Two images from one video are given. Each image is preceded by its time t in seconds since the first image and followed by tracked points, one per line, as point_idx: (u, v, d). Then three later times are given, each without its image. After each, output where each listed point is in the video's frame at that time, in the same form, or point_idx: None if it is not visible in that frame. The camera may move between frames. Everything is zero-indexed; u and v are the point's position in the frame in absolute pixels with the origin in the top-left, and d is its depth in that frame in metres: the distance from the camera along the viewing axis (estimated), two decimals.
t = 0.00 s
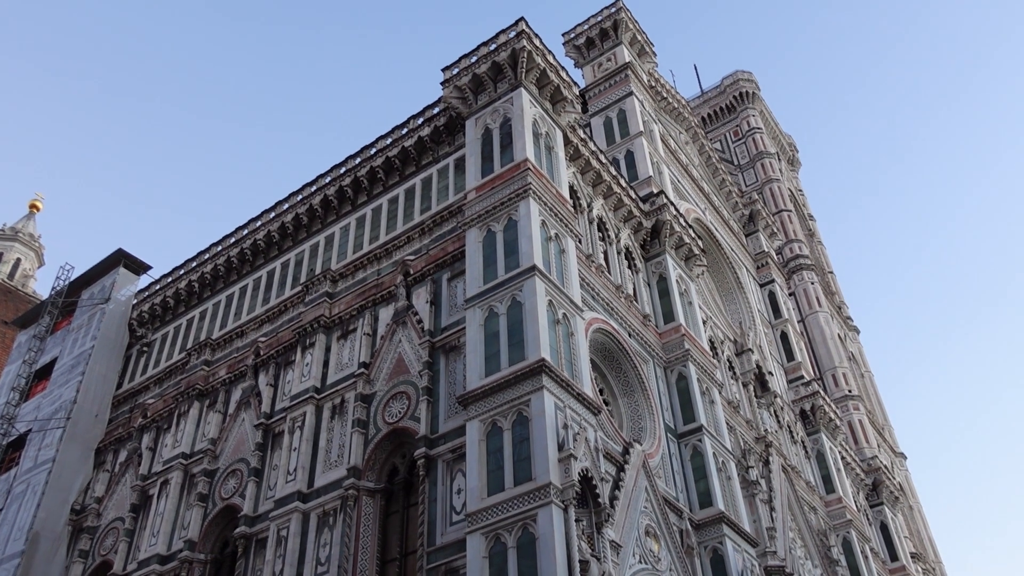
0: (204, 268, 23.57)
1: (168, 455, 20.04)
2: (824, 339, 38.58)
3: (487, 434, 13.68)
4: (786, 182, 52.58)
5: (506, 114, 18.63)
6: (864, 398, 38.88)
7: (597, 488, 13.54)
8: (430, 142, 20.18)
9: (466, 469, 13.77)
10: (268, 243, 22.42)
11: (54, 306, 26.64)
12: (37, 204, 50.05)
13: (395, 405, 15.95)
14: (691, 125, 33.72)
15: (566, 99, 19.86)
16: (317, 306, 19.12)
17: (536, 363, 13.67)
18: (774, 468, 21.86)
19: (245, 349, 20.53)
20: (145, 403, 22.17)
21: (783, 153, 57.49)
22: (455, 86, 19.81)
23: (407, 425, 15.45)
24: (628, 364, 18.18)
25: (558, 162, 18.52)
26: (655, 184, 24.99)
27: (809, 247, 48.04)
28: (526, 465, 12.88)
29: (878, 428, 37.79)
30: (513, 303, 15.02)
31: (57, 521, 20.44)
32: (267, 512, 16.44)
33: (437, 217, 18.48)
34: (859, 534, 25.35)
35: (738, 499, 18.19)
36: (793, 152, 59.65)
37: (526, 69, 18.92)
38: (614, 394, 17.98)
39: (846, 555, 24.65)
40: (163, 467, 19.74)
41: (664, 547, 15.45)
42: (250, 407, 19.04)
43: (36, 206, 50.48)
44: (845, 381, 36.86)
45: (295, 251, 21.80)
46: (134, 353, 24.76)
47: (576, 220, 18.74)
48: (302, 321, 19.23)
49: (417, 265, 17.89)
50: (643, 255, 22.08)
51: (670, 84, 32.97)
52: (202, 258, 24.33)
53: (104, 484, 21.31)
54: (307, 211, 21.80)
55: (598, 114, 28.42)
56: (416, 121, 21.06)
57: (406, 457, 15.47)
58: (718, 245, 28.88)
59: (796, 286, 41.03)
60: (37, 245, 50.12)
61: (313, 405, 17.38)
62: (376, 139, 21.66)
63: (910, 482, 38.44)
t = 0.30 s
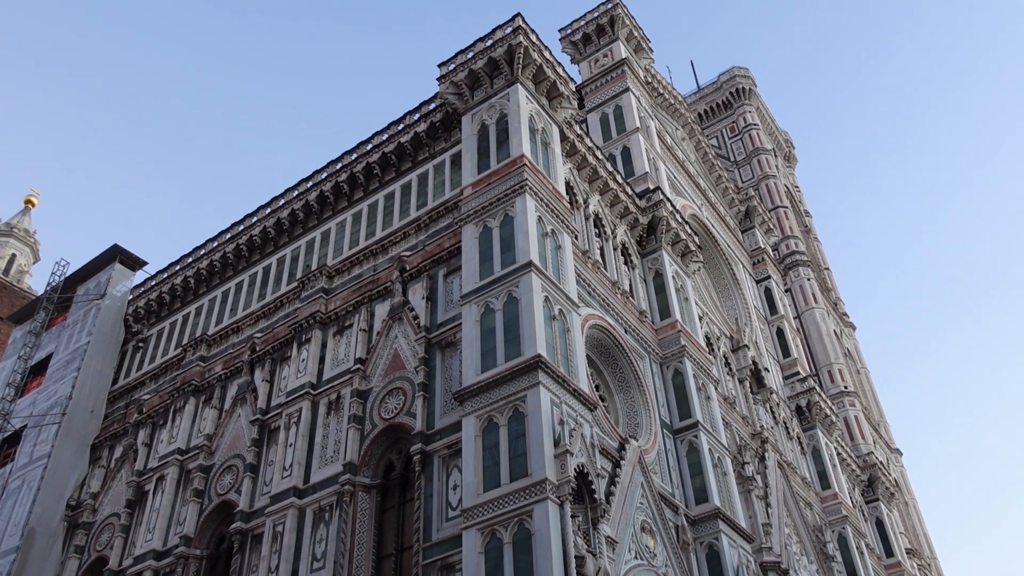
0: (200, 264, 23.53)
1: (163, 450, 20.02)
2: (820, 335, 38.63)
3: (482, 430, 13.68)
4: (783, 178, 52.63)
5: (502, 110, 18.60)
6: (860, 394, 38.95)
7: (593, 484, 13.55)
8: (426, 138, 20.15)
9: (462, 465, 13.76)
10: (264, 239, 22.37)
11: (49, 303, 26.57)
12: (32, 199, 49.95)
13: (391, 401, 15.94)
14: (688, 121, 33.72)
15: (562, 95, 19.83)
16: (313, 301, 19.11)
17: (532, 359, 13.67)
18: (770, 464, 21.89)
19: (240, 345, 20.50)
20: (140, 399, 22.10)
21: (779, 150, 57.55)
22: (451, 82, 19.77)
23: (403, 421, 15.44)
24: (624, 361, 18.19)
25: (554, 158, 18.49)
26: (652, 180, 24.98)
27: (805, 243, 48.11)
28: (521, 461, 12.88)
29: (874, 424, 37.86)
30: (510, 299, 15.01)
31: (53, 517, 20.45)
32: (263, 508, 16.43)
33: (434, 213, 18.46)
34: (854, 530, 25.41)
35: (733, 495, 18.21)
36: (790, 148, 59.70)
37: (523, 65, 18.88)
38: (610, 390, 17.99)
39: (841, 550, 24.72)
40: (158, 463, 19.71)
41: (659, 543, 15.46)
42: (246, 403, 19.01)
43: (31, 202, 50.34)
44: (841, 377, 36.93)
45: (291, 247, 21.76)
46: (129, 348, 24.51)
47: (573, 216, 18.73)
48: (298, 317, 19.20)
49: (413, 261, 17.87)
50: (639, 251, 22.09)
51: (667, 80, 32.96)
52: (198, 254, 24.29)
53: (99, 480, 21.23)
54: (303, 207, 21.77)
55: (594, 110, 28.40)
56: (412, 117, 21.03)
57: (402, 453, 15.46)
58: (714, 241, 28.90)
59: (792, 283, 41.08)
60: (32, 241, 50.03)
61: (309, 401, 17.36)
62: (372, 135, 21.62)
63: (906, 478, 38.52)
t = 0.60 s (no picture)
0: (194, 257, 23.46)
1: (158, 444, 20.00)
2: (814, 329, 38.71)
3: (477, 423, 13.69)
4: (778, 172, 52.67)
5: (497, 103, 18.58)
6: (854, 387, 39.06)
7: (588, 477, 13.58)
8: (421, 131, 20.11)
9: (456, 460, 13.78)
10: (258, 232, 22.32)
11: (43, 296, 26.50)
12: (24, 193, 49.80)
13: (386, 394, 15.94)
14: (683, 114, 33.69)
15: (557, 88, 19.81)
16: (307, 295, 19.08)
17: (527, 353, 13.68)
18: (764, 457, 21.96)
19: (235, 338, 20.47)
20: (135, 392, 22.09)
21: (774, 144, 57.59)
22: (446, 75, 19.73)
23: (398, 414, 15.44)
24: (618, 354, 18.21)
25: (549, 152, 18.48)
26: (647, 173, 24.98)
27: (800, 237, 48.20)
28: (516, 455, 12.89)
29: (868, 417, 37.99)
30: (505, 292, 15.00)
31: (47, 510, 20.41)
32: (257, 501, 16.44)
33: (428, 206, 18.44)
34: (848, 522, 25.53)
35: (728, 488, 18.27)
36: (785, 142, 59.75)
37: (518, 57, 18.84)
38: (605, 383, 18.01)
39: (835, 543, 24.84)
40: (153, 456, 19.71)
41: (654, 536, 15.50)
42: (240, 396, 19.00)
43: (24, 195, 50.12)
44: (835, 370, 37.04)
45: (286, 240, 21.71)
46: (123, 341, 24.62)
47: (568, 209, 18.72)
48: (293, 310, 19.17)
49: (408, 254, 17.85)
50: (634, 244, 22.10)
51: (662, 73, 32.93)
52: (192, 246, 24.21)
53: (94, 473, 21.25)
54: (298, 199, 21.72)
55: (589, 103, 28.36)
56: (407, 110, 20.98)
57: (398, 446, 15.47)
58: (709, 235, 28.92)
59: (786, 276, 41.16)
60: (27, 234, 49.88)
61: (304, 394, 17.36)
62: (366, 128, 21.57)
63: (899, 471, 38.68)
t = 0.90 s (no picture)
0: (190, 250, 23.42)
1: (154, 436, 20.00)
2: (810, 322, 38.77)
3: (473, 416, 13.71)
4: (774, 165, 52.67)
5: (494, 96, 18.55)
6: (850, 380, 39.15)
7: (584, 470, 13.61)
8: (417, 123, 20.08)
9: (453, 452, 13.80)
10: (254, 225, 22.28)
11: (38, 288, 26.41)
12: (19, 185, 49.66)
13: (382, 387, 15.94)
14: (679, 107, 33.66)
15: (553, 81, 19.77)
16: (303, 288, 19.06)
17: (523, 346, 13.69)
18: (759, 449, 22.03)
19: (231, 331, 20.46)
20: (130, 385, 22.08)
21: (771, 137, 57.58)
22: (442, 68, 19.68)
23: (395, 407, 15.45)
24: (615, 347, 18.23)
25: (545, 145, 18.46)
26: (643, 167, 24.96)
27: (796, 231, 48.25)
28: (512, 448, 12.91)
29: (863, 410, 38.09)
30: (501, 286, 15.00)
31: (43, 503, 20.38)
32: (254, 494, 16.46)
33: (424, 199, 18.43)
34: (842, 515, 25.62)
35: (723, 481, 18.31)
36: (781, 135, 59.73)
37: (514, 50, 18.81)
38: (602, 376, 18.04)
39: (829, 535, 24.95)
40: (149, 449, 19.71)
41: (649, 528, 15.53)
42: (236, 388, 18.99)
43: (19, 187, 49.95)
44: (830, 363, 37.14)
45: (282, 233, 21.68)
46: (120, 334, 24.69)
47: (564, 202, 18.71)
48: (289, 303, 19.16)
49: (404, 247, 17.83)
50: (631, 238, 22.11)
51: (658, 66, 32.90)
52: (188, 239, 24.18)
53: (90, 466, 21.25)
54: (294, 192, 21.67)
55: (586, 96, 28.32)
56: (403, 103, 20.94)
57: (394, 439, 15.47)
58: (705, 228, 28.93)
59: (782, 270, 41.22)
60: (23, 228, 49.74)
61: (300, 386, 17.35)
62: (362, 121, 21.53)
63: (893, 464, 38.81)
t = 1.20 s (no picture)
0: (186, 241, 23.37)
1: (150, 427, 20.00)
2: (806, 314, 38.84)
3: (470, 407, 13.72)
4: (771, 156, 52.65)
5: (491, 87, 18.49)
6: (845, 372, 39.25)
7: (580, 461, 13.63)
8: (414, 114, 20.03)
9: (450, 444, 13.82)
10: (251, 216, 22.24)
11: (34, 279, 26.37)
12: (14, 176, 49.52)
13: (379, 378, 15.96)
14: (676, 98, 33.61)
15: (550, 72, 19.72)
16: (300, 279, 19.04)
17: (519, 337, 13.70)
18: (755, 441, 22.10)
19: (227, 322, 20.43)
20: (126, 376, 22.13)
21: (768, 128, 57.54)
22: (439, 58, 19.61)
23: (391, 398, 15.46)
24: (611, 338, 18.25)
25: (542, 136, 18.42)
26: (640, 158, 24.93)
27: (793, 222, 48.28)
28: (509, 439, 12.92)
29: (859, 402, 38.19)
30: (498, 277, 15.00)
31: (39, 494, 20.42)
32: (250, 485, 16.48)
33: (421, 189, 18.39)
34: (838, 506, 25.72)
35: (719, 472, 18.36)
36: (778, 127, 59.70)
37: (511, 41, 18.74)
38: (598, 367, 18.06)
39: (825, 526, 25.06)
40: (145, 440, 19.70)
41: (646, 519, 15.58)
42: (233, 379, 18.98)
43: (15, 178, 49.81)
44: (827, 355, 37.23)
45: (278, 224, 21.64)
46: (115, 324, 24.58)
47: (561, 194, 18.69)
48: (286, 294, 19.14)
49: (401, 238, 17.81)
50: (628, 229, 22.11)
51: (655, 57, 32.84)
52: (184, 230, 24.13)
53: (86, 457, 21.23)
54: (290, 183, 21.62)
55: (583, 87, 28.27)
56: (400, 94, 20.88)
57: (390, 430, 15.47)
58: (701, 219, 28.94)
59: (778, 261, 41.27)
60: (18, 218, 49.61)
61: (297, 377, 17.35)
62: (359, 112, 21.47)
63: (889, 455, 38.95)
